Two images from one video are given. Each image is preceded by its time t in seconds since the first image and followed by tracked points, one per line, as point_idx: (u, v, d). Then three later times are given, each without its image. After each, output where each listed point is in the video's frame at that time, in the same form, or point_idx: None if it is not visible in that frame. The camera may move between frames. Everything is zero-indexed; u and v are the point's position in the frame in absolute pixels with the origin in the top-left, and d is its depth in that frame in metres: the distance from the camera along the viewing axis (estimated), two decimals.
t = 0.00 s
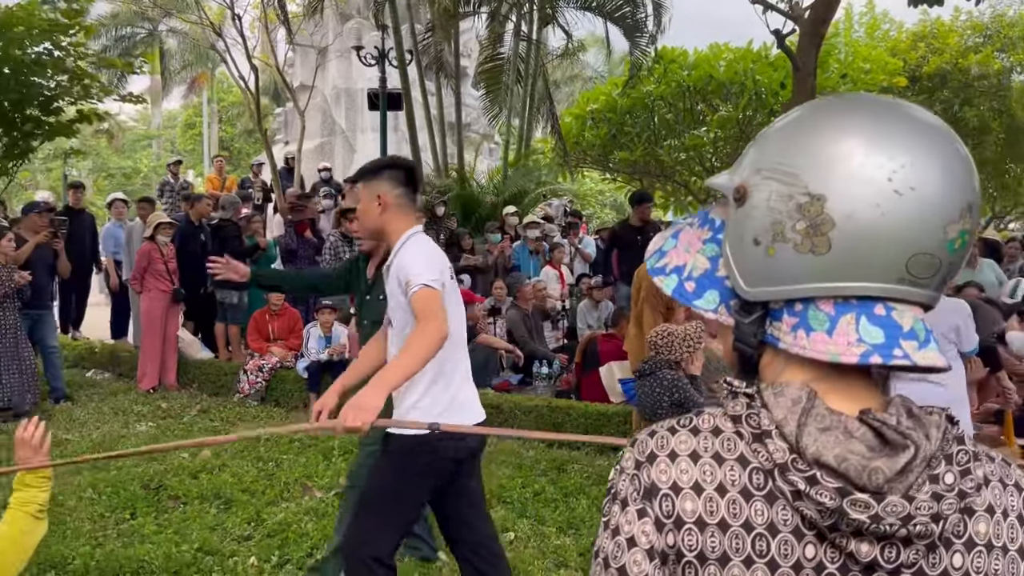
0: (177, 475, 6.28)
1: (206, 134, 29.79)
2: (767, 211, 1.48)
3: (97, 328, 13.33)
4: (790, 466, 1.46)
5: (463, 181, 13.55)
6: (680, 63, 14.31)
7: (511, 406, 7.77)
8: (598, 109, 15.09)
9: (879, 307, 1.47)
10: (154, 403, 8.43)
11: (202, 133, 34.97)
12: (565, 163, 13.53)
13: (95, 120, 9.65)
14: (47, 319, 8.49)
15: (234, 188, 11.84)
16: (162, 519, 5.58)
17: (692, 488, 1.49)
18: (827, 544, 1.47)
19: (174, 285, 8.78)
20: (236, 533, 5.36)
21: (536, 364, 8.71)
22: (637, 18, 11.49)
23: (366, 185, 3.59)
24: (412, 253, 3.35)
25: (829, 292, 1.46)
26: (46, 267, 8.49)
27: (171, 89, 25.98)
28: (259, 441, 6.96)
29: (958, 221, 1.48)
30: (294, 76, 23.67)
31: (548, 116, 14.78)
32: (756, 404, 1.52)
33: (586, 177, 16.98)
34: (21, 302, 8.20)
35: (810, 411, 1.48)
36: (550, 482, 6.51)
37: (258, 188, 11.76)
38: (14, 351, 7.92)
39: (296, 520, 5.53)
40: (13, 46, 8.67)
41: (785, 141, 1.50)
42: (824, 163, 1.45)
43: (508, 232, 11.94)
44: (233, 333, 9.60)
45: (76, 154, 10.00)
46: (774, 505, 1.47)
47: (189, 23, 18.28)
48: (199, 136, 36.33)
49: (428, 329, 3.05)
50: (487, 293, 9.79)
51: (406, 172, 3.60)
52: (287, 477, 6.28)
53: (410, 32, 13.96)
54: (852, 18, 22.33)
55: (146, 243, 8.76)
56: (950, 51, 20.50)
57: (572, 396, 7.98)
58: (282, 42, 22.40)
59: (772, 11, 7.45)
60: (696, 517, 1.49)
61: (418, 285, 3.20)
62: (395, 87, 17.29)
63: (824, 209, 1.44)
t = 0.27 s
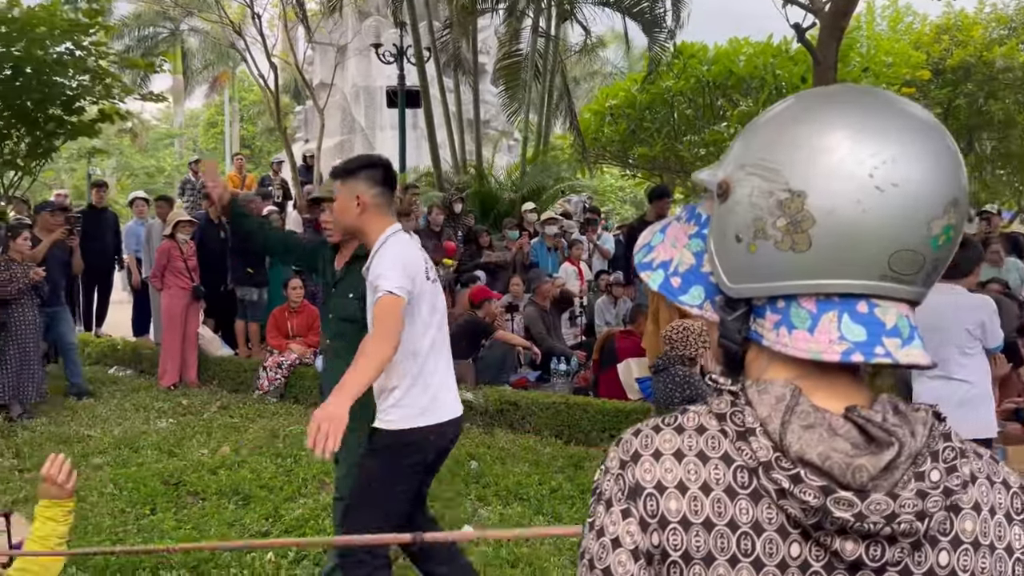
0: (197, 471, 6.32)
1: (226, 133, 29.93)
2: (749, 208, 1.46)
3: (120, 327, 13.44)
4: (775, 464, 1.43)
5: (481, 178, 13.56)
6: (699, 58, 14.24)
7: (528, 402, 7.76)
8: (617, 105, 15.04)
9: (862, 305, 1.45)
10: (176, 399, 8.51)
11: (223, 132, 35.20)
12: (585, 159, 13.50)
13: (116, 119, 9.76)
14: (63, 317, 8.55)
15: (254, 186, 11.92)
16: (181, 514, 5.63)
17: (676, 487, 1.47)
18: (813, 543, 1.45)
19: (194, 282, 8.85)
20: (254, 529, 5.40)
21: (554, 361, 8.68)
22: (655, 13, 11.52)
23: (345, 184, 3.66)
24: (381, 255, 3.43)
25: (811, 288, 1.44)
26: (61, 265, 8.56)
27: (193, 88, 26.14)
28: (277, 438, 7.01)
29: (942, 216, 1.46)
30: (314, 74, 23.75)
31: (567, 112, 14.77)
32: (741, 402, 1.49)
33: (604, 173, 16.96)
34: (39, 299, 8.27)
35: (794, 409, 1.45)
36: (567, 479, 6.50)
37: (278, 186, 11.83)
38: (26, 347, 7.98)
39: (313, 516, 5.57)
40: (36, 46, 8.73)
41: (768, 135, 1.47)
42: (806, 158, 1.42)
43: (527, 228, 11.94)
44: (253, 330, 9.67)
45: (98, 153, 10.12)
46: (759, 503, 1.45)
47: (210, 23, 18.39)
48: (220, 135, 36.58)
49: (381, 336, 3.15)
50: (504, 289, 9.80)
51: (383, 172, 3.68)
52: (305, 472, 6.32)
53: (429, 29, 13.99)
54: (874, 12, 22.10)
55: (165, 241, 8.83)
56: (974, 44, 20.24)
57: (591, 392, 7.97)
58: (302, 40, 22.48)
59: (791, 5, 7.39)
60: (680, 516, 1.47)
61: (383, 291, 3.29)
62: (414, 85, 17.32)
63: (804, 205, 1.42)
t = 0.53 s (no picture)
0: (220, 468, 6.37)
1: (252, 133, 30.20)
2: (744, 201, 1.41)
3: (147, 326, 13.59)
4: (770, 459, 1.38)
5: (503, 176, 13.56)
6: (723, 54, 14.11)
7: (550, 400, 7.76)
8: (640, 101, 14.95)
9: (859, 299, 1.40)
10: (201, 398, 8.59)
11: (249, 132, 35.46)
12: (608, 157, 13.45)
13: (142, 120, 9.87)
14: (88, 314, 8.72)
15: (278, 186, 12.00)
16: (205, 511, 5.68)
17: (671, 482, 1.40)
18: (810, 539, 1.39)
19: (218, 282, 8.94)
20: (276, 527, 5.43)
21: (577, 359, 8.69)
22: (678, 9, 11.50)
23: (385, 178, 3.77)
24: (436, 250, 3.67)
25: (809, 282, 1.39)
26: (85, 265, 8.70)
27: (220, 90, 26.36)
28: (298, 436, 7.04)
29: (946, 209, 1.39)
30: (338, 75, 23.88)
31: (590, 110, 14.73)
32: (737, 397, 1.44)
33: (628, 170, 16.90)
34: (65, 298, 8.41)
35: (791, 403, 1.40)
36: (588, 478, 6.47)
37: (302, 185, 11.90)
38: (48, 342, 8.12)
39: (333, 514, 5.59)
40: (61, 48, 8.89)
41: (764, 126, 1.42)
42: (802, 149, 1.37)
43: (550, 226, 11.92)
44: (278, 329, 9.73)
45: (125, 155, 10.24)
46: (755, 499, 1.39)
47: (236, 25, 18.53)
48: (246, 135, 36.86)
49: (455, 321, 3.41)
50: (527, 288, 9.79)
51: (423, 168, 3.81)
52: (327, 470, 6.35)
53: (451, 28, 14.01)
54: (901, 5, 21.82)
55: (190, 241, 8.92)
56: (1004, 37, 19.92)
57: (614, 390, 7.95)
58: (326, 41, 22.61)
59: None
60: (675, 512, 1.39)
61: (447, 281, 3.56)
62: (437, 84, 17.38)
63: (799, 198, 1.37)
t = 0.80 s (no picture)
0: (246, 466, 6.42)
1: (279, 133, 30.44)
2: (748, 193, 1.35)
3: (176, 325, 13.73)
4: (779, 454, 1.33)
5: (527, 173, 13.56)
6: (749, 48, 13.95)
7: (574, 398, 7.78)
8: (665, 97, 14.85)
9: (865, 294, 1.33)
10: (228, 396, 8.67)
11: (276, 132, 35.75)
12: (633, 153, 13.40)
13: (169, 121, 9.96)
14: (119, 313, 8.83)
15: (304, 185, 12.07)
16: (232, 507, 5.74)
17: (679, 477, 1.38)
18: (820, 536, 1.35)
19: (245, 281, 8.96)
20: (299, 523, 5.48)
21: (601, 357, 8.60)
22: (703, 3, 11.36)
23: (429, 180, 3.90)
24: (496, 245, 3.82)
25: (811, 278, 1.33)
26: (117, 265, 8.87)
27: (247, 90, 26.58)
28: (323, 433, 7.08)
29: (957, 201, 1.32)
30: (363, 74, 23.99)
31: (614, 105, 14.67)
32: (747, 391, 1.39)
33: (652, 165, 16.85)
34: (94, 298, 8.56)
35: (801, 398, 1.35)
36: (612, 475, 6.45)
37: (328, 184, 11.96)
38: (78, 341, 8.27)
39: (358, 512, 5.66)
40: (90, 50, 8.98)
41: (768, 115, 1.36)
42: (805, 140, 1.31)
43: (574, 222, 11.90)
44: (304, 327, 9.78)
45: (153, 155, 10.33)
46: (764, 495, 1.35)
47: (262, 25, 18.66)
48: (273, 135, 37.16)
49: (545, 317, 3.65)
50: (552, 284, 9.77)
51: (463, 171, 3.95)
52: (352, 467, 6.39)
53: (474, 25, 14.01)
54: None
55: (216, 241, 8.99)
56: None
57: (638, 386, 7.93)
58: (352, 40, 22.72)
59: None
60: (684, 507, 1.38)
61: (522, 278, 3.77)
62: (460, 82, 17.40)
63: (801, 191, 1.31)
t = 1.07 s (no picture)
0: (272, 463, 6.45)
1: (298, 134, 30.60)
2: (793, 184, 1.40)
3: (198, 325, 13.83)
4: (830, 455, 1.36)
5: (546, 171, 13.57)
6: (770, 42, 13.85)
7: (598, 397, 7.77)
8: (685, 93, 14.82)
9: (918, 288, 1.36)
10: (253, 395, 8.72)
11: (295, 131, 35.91)
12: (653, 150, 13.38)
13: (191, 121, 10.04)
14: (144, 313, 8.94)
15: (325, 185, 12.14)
16: (255, 506, 5.77)
17: (725, 479, 1.43)
18: (873, 539, 1.37)
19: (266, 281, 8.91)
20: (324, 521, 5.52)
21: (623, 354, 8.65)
22: None
23: (494, 181, 4.06)
24: (558, 250, 3.92)
25: (860, 272, 1.36)
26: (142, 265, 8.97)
27: (266, 91, 26.69)
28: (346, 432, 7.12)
29: (1014, 190, 1.35)
30: (382, 73, 24.04)
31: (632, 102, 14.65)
32: (794, 389, 1.43)
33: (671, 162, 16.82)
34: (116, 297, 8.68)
35: (852, 396, 1.37)
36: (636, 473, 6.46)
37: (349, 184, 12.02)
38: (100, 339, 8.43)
39: (382, 509, 5.71)
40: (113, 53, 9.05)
41: (817, 107, 1.40)
42: (855, 131, 1.35)
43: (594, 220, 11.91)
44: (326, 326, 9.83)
45: (176, 156, 10.42)
46: (814, 497, 1.39)
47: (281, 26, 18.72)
48: (292, 135, 37.33)
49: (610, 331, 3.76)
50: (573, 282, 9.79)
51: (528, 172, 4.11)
52: (375, 465, 6.42)
53: (492, 23, 14.02)
54: None
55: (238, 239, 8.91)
56: None
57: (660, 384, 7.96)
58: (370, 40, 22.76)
59: None
60: (730, 510, 1.42)
61: (583, 288, 3.85)
62: (478, 80, 17.42)
63: (851, 182, 1.34)
